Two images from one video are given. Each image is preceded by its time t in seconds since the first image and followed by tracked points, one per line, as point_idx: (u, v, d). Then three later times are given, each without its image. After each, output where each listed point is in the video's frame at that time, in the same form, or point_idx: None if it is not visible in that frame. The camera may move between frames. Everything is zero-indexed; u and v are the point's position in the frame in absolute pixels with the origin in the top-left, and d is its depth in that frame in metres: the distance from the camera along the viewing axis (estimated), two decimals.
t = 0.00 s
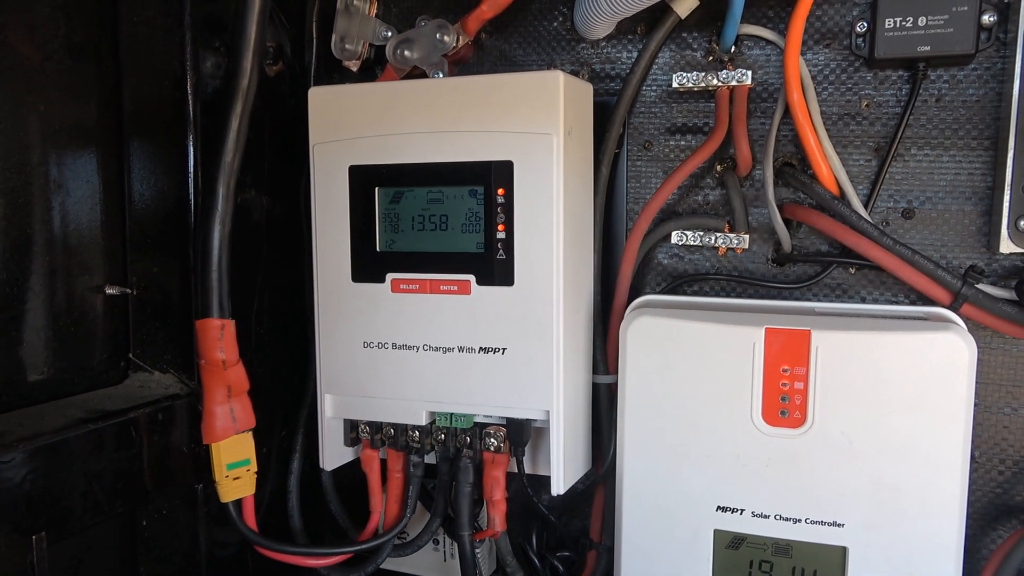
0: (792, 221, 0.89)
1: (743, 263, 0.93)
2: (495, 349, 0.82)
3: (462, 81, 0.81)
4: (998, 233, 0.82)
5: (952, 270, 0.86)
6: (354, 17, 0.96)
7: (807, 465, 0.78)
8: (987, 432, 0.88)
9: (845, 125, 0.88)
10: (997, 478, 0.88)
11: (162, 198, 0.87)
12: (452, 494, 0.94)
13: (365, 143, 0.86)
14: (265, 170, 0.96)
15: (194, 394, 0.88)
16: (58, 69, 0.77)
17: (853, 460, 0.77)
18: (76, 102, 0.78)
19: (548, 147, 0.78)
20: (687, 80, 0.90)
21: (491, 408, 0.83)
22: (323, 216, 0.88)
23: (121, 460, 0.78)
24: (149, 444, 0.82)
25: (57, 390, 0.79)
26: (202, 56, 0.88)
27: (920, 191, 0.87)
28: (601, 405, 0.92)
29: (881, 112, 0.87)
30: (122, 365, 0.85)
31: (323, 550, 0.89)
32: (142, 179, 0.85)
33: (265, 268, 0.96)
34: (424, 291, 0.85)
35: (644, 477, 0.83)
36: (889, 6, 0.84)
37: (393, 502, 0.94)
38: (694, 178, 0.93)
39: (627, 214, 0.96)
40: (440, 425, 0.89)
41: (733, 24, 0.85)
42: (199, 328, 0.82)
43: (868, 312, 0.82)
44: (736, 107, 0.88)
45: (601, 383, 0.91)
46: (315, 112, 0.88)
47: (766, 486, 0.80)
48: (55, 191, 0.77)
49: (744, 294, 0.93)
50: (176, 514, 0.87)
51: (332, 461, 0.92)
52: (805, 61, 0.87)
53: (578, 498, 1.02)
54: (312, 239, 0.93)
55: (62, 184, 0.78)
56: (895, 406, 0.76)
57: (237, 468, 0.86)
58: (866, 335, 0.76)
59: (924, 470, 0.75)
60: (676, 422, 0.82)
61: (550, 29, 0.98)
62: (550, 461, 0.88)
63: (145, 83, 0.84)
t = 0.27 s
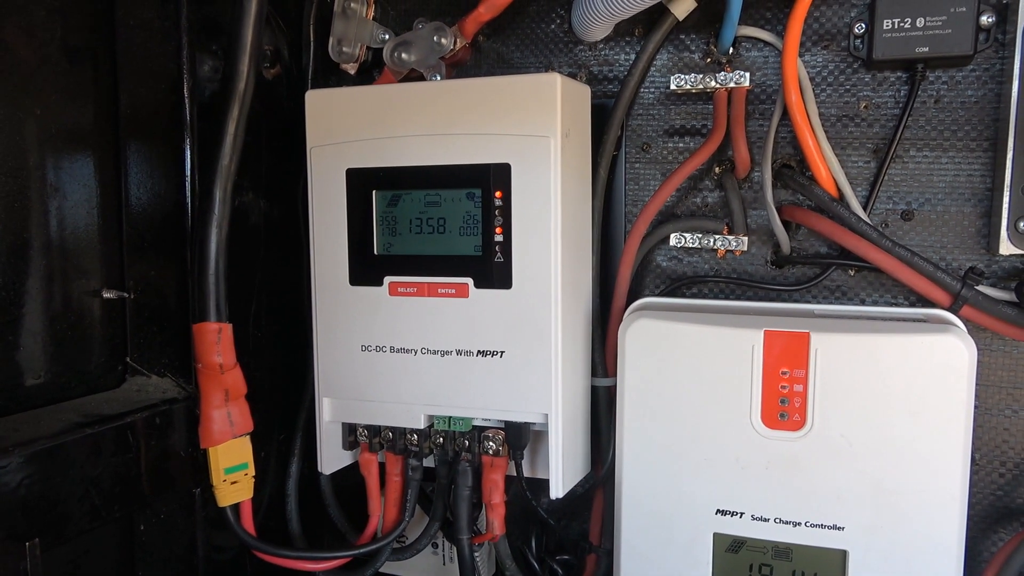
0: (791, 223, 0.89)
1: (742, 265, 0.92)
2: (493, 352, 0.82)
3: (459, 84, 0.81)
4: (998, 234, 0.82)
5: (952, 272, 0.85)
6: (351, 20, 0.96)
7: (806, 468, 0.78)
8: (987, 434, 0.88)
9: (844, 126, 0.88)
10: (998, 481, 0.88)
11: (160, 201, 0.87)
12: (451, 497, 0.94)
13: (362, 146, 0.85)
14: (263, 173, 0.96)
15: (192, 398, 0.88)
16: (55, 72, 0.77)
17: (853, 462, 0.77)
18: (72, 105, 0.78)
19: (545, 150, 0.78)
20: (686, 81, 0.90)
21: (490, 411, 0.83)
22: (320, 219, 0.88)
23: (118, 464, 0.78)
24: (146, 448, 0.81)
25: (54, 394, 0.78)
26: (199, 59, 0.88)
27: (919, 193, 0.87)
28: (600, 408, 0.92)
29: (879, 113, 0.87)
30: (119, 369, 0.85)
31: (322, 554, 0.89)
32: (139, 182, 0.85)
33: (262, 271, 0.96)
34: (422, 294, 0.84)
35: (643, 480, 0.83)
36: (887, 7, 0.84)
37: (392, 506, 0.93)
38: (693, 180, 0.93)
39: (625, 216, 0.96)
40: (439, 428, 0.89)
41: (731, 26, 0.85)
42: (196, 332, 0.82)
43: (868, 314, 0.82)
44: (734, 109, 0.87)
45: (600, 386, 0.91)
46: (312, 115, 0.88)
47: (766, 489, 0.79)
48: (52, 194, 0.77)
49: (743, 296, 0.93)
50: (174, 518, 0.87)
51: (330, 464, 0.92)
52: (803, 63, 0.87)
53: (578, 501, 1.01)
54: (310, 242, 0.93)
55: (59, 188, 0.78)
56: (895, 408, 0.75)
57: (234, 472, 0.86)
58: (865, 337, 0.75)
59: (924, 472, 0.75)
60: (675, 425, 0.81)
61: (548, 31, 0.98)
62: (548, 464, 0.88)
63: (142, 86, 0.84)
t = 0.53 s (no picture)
0: (791, 225, 0.89)
1: (742, 267, 0.92)
2: (493, 354, 0.82)
3: (458, 85, 0.81)
4: (999, 235, 0.82)
5: (952, 273, 0.85)
6: (350, 22, 0.96)
7: (807, 470, 0.78)
8: (988, 436, 0.88)
9: (844, 127, 0.88)
10: (999, 483, 0.88)
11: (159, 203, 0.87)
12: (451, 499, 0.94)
13: (362, 148, 0.85)
14: (263, 175, 0.96)
15: (191, 400, 0.87)
16: (53, 75, 0.76)
17: (854, 464, 0.76)
18: (71, 108, 0.78)
19: (545, 151, 0.78)
20: (686, 83, 0.90)
21: (490, 414, 0.83)
22: (320, 222, 0.88)
23: (117, 468, 0.78)
24: (146, 451, 0.81)
25: (53, 397, 0.78)
26: (199, 61, 0.86)
27: (920, 194, 0.86)
28: (600, 411, 0.92)
29: (880, 114, 0.87)
30: (118, 372, 0.85)
31: (322, 557, 0.89)
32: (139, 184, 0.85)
33: (262, 274, 0.96)
34: (421, 296, 0.84)
35: (644, 482, 0.83)
36: (887, 8, 0.83)
37: (391, 509, 0.93)
38: (693, 182, 0.93)
39: (625, 218, 0.96)
40: (439, 431, 0.88)
41: (731, 27, 0.85)
42: (195, 334, 0.82)
43: (869, 315, 0.82)
44: (734, 110, 0.87)
45: (600, 388, 0.91)
46: (312, 117, 0.87)
47: (767, 491, 0.79)
48: (51, 197, 0.77)
49: (743, 298, 0.93)
50: (173, 521, 0.87)
51: (330, 467, 0.91)
52: (803, 64, 0.87)
53: (578, 503, 1.01)
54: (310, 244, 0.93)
55: (58, 190, 0.78)
56: (896, 410, 0.75)
57: (234, 475, 0.86)
58: (866, 339, 0.75)
59: (925, 474, 0.75)
60: (675, 428, 0.81)
61: (548, 33, 0.98)
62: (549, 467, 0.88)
63: (141, 89, 0.84)
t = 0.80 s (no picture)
0: (792, 226, 0.89)
1: (744, 269, 0.92)
2: (494, 356, 0.82)
3: (460, 87, 0.81)
4: (1000, 237, 0.82)
5: (954, 275, 0.85)
6: (352, 23, 0.96)
7: (809, 472, 0.78)
8: (990, 438, 0.87)
9: (845, 129, 0.88)
10: (1001, 485, 0.88)
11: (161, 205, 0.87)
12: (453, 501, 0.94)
13: (363, 149, 0.85)
14: (265, 176, 0.96)
15: (193, 402, 0.87)
16: (55, 77, 0.77)
17: (855, 466, 0.76)
18: (73, 109, 0.78)
19: (547, 153, 0.78)
20: (687, 85, 0.90)
21: (492, 415, 0.83)
22: (321, 223, 0.88)
23: (119, 469, 0.78)
24: (147, 452, 0.81)
25: (55, 399, 0.78)
26: (202, 63, 0.87)
27: (921, 196, 0.87)
28: (602, 412, 0.92)
29: (881, 116, 0.87)
30: (120, 373, 0.85)
31: (323, 558, 0.89)
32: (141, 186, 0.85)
33: (263, 275, 0.96)
34: (423, 298, 0.84)
35: (645, 484, 0.83)
36: (889, 10, 0.83)
37: (393, 511, 0.93)
38: (695, 184, 0.93)
39: (627, 219, 0.96)
40: (440, 432, 0.88)
41: (732, 29, 0.85)
42: (197, 336, 0.82)
43: (870, 317, 0.82)
44: (735, 112, 0.87)
45: (602, 390, 0.91)
46: (314, 119, 0.87)
47: (768, 493, 0.79)
48: (53, 198, 0.77)
49: (745, 299, 0.93)
50: (175, 523, 0.87)
51: (331, 469, 0.91)
52: (804, 66, 0.87)
53: (580, 505, 1.01)
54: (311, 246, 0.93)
55: (60, 192, 0.78)
56: (897, 411, 0.75)
57: (235, 477, 0.86)
58: (868, 341, 0.75)
59: (927, 476, 0.75)
60: (677, 429, 0.81)
61: (549, 35, 0.98)
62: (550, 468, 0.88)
63: (142, 91, 0.84)
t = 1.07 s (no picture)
0: (794, 226, 0.89)
1: (745, 269, 0.92)
2: (495, 355, 0.82)
3: (461, 87, 0.81)
4: (1003, 237, 0.82)
5: (956, 275, 0.85)
6: (353, 23, 0.96)
7: (811, 473, 0.78)
8: (993, 438, 0.87)
9: (847, 129, 0.88)
10: (1003, 485, 0.88)
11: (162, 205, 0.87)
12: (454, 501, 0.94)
13: (364, 149, 0.85)
14: (265, 176, 0.96)
15: (193, 402, 0.87)
16: (55, 76, 0.76)
17: (858, 467, 0.76)
18: (73, 109, 0.78)
19: (548, 153, 0.78)
20: (687, 85, 0.91)
21: (493, 415, 0.83)
22: (322, 223, 0.88)
23: (119, 470, 0.77)
24: (148, 453, 0.81)
25: (55, 399, 0.78)
26: (202, 63, 0.87)
27: (923, 196, 0.86)
28: (603, 413, 0.92)
29: (883, 116, 0.87)
30: (120, 373, 0.85)
31: (324, 559, 0.88)
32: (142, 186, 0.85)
33: (264, 275, 0.96)
34: (424, 298, 0.84)
35: (647, 484, 0.83)
36: (890, 9, 0.83)
37: (394, 511, 0.93)
38: (696, 183, 0.93)
39: (628, 219, 0.96)
40: (441, 432, 0.88)
41: (734, 29, 0.85)
42: (198, 335, 0.82)
43: (872, 317, 0.82)
44: (737, 111, 0.87)
45: (603, 390, 0.91)
46: (314, 118, 0.87)
47: (770, 493, 0.79)
48: (53, 198, 0.77)
49: (746, 299, 0.93)
50: (175, 524, 0.87)
51: (332, 469, 0.91)
52: (806, 66, 0.87)
53: (581, 506, 1.01)
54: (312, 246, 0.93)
55: (60, 192, 0.78)
56: (899, 412, 0.75)
57: (236, 477, 0.85)
58: (871, 341, 0.75)
59: (930, 476, 0.75)
60: (678, 430, 0.81)
61: (550, 34, 0.98)
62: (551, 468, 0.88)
63: (143, 91, 0.84)
